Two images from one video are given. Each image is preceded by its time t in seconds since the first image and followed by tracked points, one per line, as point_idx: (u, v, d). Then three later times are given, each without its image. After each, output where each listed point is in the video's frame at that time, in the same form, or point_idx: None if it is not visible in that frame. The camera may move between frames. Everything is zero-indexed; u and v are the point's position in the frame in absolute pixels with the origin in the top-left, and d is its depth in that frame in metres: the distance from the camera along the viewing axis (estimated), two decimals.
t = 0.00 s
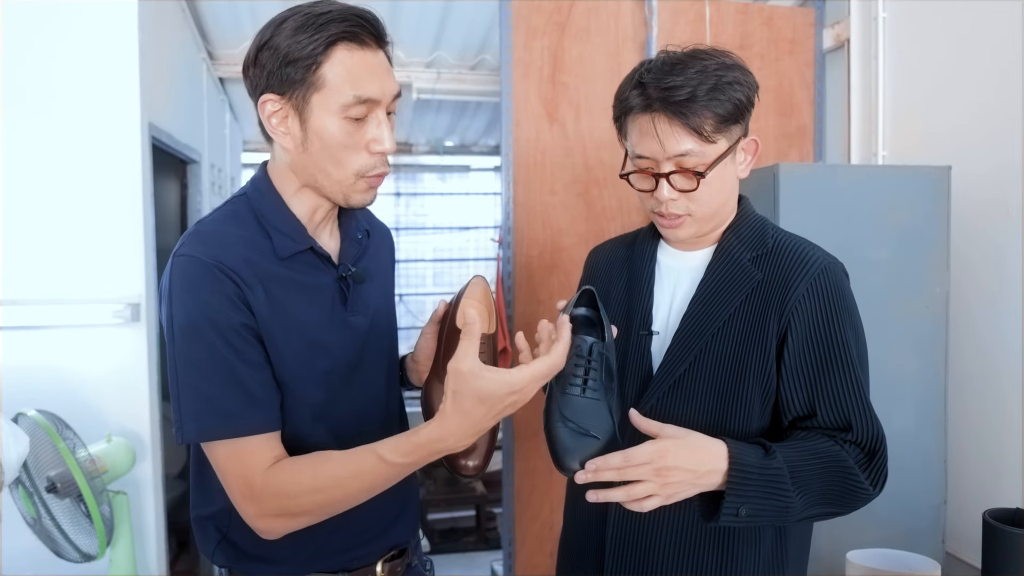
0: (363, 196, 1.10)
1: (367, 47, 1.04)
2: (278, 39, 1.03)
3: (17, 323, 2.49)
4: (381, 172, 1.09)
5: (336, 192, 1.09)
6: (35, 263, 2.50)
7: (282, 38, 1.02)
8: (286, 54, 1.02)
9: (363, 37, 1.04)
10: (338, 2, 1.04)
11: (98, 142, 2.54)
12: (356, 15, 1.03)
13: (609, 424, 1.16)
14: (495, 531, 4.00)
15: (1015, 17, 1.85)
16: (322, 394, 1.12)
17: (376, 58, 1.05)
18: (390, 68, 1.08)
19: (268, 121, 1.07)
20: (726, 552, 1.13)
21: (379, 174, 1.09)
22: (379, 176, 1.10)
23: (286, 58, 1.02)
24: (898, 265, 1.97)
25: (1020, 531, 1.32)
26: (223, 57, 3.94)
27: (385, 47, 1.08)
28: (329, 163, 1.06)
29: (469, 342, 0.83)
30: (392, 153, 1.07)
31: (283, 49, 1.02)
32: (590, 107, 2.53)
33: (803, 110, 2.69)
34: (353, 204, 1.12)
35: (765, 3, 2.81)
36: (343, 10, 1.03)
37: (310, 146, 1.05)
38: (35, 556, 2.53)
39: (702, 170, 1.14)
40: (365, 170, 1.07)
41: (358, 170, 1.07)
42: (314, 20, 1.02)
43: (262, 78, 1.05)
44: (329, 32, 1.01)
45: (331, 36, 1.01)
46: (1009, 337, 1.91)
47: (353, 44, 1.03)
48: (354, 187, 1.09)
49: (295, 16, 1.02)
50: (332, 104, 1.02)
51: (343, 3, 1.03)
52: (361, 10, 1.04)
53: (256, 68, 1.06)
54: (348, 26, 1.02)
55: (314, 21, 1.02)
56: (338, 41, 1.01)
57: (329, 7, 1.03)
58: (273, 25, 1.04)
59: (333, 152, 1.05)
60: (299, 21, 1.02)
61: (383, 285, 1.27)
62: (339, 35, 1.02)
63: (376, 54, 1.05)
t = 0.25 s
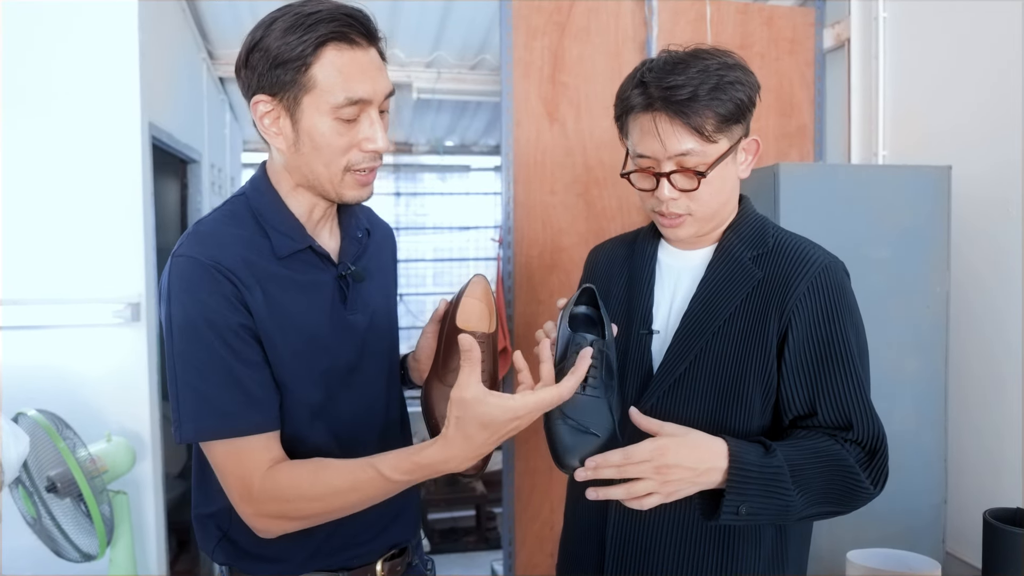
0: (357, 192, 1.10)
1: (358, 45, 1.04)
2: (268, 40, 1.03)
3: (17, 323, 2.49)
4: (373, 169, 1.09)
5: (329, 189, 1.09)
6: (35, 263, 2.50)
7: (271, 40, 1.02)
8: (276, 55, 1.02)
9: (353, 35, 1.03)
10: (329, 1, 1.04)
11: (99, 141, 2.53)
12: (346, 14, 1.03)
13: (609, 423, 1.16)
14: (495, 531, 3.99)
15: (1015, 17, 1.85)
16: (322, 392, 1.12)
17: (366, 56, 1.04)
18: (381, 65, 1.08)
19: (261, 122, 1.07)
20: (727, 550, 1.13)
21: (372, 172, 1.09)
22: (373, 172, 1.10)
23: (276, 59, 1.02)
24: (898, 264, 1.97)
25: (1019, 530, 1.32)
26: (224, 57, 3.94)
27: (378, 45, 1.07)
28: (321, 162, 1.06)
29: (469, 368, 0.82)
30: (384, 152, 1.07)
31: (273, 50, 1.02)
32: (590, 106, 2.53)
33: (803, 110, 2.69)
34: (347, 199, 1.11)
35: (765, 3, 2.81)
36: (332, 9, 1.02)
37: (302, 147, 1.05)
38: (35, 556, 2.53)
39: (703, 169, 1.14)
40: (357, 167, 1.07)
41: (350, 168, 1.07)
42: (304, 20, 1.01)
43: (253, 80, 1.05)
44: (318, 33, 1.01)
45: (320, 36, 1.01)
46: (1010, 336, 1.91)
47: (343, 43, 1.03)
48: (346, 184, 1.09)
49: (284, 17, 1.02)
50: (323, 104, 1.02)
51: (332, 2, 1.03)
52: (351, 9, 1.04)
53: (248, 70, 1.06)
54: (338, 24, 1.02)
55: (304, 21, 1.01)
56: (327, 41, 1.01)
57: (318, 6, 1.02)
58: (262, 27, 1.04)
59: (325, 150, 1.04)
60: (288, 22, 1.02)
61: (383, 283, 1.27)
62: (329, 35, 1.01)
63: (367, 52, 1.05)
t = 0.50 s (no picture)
0: (366, 194, 1.10)
1: (369, 47, 1.04)
2: (279, 40, 1.03)
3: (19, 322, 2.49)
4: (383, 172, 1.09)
5: (339, 191, 1.09)
6: (37, 262, 2.50)
7: (283, 40, 1.02)
8: (287, 56, 1.02)
9: (364, 37, 1.03)
10: (343, 2, 1.04)
11: (100, 141, 2.54)
12: (357, 16, 1.03)
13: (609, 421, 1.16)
14: (496, 531, 3.99)
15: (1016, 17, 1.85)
16: (325, 391, 1.12)
17: (378, 58, 1.04)
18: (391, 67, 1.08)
19: (270, 122, 1.07)
20: (730, 547, 1.13)
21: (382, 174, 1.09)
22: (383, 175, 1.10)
23: (287, 60, 1.02)
24: (899, 263, 1.97)
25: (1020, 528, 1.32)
26: (225, 57, 3.94)
27: (389, 47, 1.08)
28: (331, 163, 1.06)
29: (474, 377, 0.81)
30: (393, 155, 1.07)
31: (284, 51, 1.02)
32: (591, 106, 2.53)
33: (804, 110, 2.69)
34: (357, 201, 1.11)
35: (766, 2, 2.81)
36: (344, 11, 1.02)
37: (312, 148, 1.05)
38: (36, 556, 2.53)
39: (703, 171, 1.14)
40: (368, 169, 1.07)
41: (361, 170, 1.06)
42: (316, 21, 1.01)
43: (264, 79, 1.05)
44: (330, 35, 1.01)
45: (332, 37, 1.01)
46: (1011, 335, 1.91)
47: (354, 45, 1.03)
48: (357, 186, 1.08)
49: (297, 17, 1.02)
50: (332, 106, 1.02)
51: (345, 4, 1.03)
52: (363, 11, 1.04)
53: (258, 69, 1.06)
54: (350, 26, 1.02)
55: (316, 22, 1.01)
56: (339, 43, 1.01)
57: (330, 8, 1.03)
58: (274, 26, 1.04)
59: (336, 152, 1.04)
60: (300, 22, 1.02)
61: (389, 283, 1.26)
62: (340, 37, 1.02)
63: (378, 55, 1.05)
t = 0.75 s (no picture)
0: (368, 195, 1.10)
1: (375, 48, 1.04)
2: (286, 39, 1.03)
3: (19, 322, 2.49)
4: (386, 173, 1.09)
5: (341, 191, 1.09)
6: (37, 262, 2.51)
7: (289, 39, 1.03)
8: (293, 55, 1.02)
9: (370, 38, 1.04)
10: (349, 3, 1.04)
11: (101, 141, 2.54)
12: (364, 18, 1.03)
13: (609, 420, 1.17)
14: (497, 531, 4.00)
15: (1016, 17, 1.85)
16: (327, 390, 1.12)
17: (383, 60, 1.05)
18: (397, 69, 1.08)
19: (275, 121, 1.07)
20: (730, 547, 1.13)
21: (384, 176, 1.09)
22: (385, 177, 1.10)
23: (293, 59, 1.02)
24: (900, 263, 1.97)
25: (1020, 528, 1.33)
26: (225, 57, 3.95)
27: (395, 48, 1.08)
28: (335, 164, 1.06)
29: (476, 377, 0.81)
30: (396, 156, 1.07)
31: (290, 50, 1.02)
32: (591, 106, 2.53)
33: (804, 110, 2.69)
34: (359, 203, 1.12)
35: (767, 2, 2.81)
36: (351, 12, 1.03)
37: (315, 148, 1.06)
38: (37, 556, 2.53)
39: (708, 169, 1.15)
40: (370, 172, 1.07)
41: (363, 172, 1.07)
42: (323, 21, 1.02)
43: (269, 78, 1.06)
44: (337, 35, 1.01)
45: (338, 38, 1.01)
46: (1011, 335, 1.91)
47: (360, 45, 1.03)
48: (359, 187, 1.09)
49: (303, 17, 1.02)
50: (338, 106, 1.03)
51: (352, 5, 1.04)
52: (369, 12, 1.04)
53: (264, 68, 1.06)
54: (356, 27, 1.03)
55: (323, 22, 1.02)
56: (345, 43, 1.02)
57: (337, 8, 1.03)
58: (280, 25, 1.04)
59: (339, 152, 1.05)
60: (307, 22, 1.02)
61: (392, 283, 1.27)
62: (346, 37, 1.02)
63: (384, 56, 1.05)
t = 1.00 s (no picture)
0: (364, 195, 1.11)
1: (371, 47, 1.04)
2: (284, 39, 1.03)
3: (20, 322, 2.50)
4: (383, 173, 1.09)
5: (338, 191, 1.10)
6: (38, 262, 2.51)
7: (287, 39, 1.03)
8: (291, 55, 1.02)
9: (366, 38, 1.04)
10: (347, 4, 1.05)
11: (101, 141, 2.54)
12: (362, 18, 1.03)
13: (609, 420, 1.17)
14: (497, 531, 4.00)
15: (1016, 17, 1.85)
16: (328, 390, 1.12)
17: (381, 60, 1.05)
18: (396, 69, 1.08)
19: (274, 121, 1.08)
20: (730, 546, 1.13)
21: (380, 175, 1.10)
22: (382, 176, 1.10)
23: (291, 59, 1.03)
24: (899, 263, 1.98)
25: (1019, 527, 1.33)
26: (225, 57, 3.95)
27: (394, 49, 1.08)
28: (331, 164, 1.06)
29: (496, 389, 0.82)
30: (394, 157, 1.07)
31: (288, 50, 1.03)
32: (592, 106, 2.53)
33: (804, 110, 2.70)
34: (355, 202, 1.12)
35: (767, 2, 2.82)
36: (348, 12, 1.03)
37: (312, 147, 1.06)
38: (38, 556, 2.53)
39: (710, 170, 1.15)
40: (366, 171, 1.07)
41: (359, 171, 1.07)
42: (320, 21, 1.02)
43: (268, 77, 1.06)
44: (333, 35, 1.02)
45: (335, 38, 1.01)
46: (1010, 334, 1.91)
47: (357, 45, 1.04)
48: (355, 186, 1.09)
49: (301, 17, 1.03)
50: (335, 106, 1.03)
51: (349, 5, 1.04)
52: (367, 12, 1.04)
53: (263, 68, 1.06)
54: (354, 28, 1.03)
55: (320, 22, 1.02)
56: (341, 43, 1.02)
57: (335, 8, 1.03)
58: (279, 25, 1.05)
59: (336, 152, 1.05)
60: (305, 22, 1.03)
61: (392, 283, 1.27)
62: (343, 37, 1.02)
63: (381, 56, 1.05)
